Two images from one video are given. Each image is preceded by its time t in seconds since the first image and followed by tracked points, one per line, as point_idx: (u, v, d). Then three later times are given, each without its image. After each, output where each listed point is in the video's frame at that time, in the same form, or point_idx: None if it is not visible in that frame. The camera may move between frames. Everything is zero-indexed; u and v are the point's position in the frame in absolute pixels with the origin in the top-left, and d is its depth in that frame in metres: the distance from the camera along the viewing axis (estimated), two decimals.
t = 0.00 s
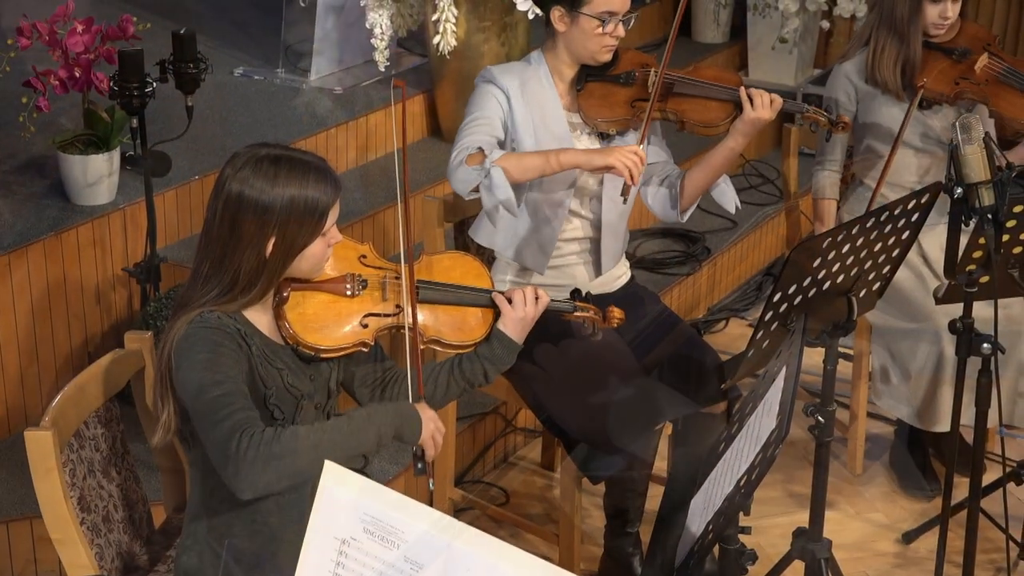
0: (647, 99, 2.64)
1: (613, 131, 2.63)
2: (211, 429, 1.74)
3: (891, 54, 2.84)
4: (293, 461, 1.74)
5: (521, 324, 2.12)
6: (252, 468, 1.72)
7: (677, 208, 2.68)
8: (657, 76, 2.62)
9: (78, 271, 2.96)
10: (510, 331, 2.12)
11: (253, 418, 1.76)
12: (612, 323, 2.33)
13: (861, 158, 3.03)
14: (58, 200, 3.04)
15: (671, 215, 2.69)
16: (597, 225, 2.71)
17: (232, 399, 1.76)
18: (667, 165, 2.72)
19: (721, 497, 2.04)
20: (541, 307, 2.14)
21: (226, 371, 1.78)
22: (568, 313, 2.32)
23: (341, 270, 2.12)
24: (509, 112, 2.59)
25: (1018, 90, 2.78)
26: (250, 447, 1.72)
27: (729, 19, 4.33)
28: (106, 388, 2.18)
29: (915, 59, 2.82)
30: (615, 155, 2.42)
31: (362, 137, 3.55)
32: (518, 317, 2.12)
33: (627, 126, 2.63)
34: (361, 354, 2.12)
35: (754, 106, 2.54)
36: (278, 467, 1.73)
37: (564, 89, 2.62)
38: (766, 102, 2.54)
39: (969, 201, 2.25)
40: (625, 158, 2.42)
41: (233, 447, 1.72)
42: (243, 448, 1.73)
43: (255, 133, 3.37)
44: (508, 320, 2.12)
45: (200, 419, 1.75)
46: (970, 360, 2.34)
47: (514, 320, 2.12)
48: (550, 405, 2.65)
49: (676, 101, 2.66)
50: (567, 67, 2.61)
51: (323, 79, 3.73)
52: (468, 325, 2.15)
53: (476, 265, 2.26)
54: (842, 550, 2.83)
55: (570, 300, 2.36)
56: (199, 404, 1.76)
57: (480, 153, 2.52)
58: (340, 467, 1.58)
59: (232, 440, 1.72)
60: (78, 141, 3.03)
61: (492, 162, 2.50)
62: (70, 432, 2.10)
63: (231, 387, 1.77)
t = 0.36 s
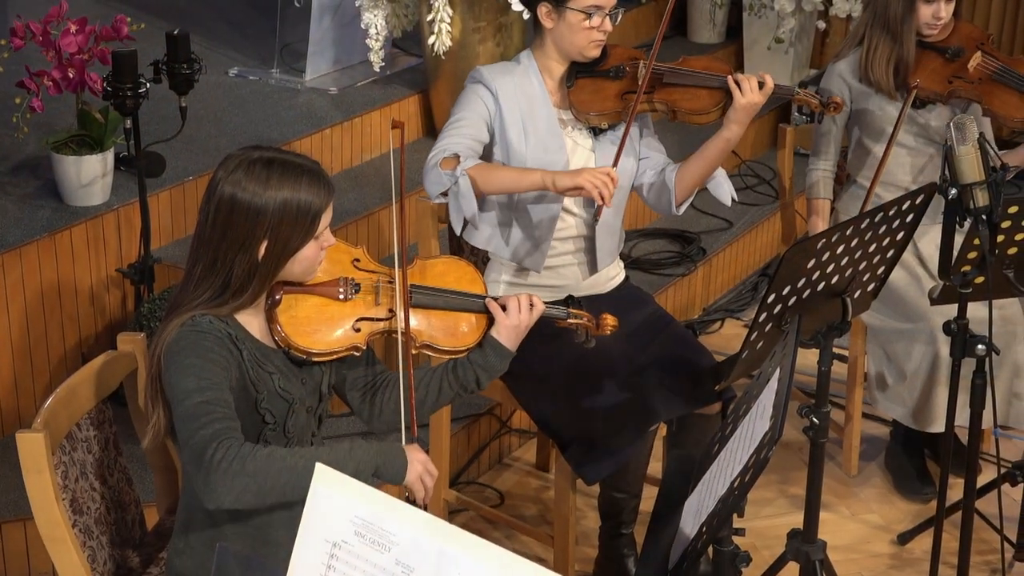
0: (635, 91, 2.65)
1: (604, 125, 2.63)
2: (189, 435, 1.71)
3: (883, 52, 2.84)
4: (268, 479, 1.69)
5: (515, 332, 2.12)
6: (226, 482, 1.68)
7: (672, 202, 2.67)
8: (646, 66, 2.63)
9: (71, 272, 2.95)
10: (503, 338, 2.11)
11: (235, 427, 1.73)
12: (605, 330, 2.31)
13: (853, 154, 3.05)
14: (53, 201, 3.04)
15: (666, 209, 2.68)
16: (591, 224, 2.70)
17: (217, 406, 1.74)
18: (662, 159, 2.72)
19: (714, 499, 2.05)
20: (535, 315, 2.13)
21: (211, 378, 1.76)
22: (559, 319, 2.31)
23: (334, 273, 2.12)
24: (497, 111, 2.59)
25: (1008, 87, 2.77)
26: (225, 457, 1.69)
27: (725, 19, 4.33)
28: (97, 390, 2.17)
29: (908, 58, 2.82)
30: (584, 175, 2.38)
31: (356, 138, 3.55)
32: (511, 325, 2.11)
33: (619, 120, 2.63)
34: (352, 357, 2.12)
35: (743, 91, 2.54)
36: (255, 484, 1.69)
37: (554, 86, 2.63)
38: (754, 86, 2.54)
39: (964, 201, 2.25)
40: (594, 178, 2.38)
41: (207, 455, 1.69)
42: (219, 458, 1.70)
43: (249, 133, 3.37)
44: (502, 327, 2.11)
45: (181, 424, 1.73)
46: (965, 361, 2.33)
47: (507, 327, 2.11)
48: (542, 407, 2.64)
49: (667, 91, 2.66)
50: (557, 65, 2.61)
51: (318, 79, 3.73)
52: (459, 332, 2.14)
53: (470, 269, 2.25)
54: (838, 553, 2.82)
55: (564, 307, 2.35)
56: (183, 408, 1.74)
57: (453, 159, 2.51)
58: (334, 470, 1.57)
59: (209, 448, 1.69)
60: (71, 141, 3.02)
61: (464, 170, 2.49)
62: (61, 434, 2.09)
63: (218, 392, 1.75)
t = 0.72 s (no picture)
0: (627, 90, 2.64)
1: (598, 125, 2.62)
2: (176, 445, 1.70)
3: (876, 53, 2.83)
4: (253, 497, 1.69)
5: (506, 335, 2.12)
6: (212, 493, 1.69)
7: (665, 200, 2.63)
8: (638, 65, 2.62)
9: (63, 276, 2.94)
10: (495, 342, 2.11)
11: (224, 437, 1.73)
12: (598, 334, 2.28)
13: (848, 156, 3.04)
14: (45, 203, 3.03)
15: (659, 210, 2.66)
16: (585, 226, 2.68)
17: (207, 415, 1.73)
18: (654, 159, 2.70)
19: (707, 503, 2.04)
20: (526, 317, 2.13)
21: (200, 387, 1.75)
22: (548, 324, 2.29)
23: (324, 278, 2.10)
24: (489, 115, 2.59)
25: (1001, 90, 2.78)
26: (212, 469, 1.68)
27: (719, 20, 4.33)
28: (88, 393, 2.17)
29: (901, 61, 2.82)
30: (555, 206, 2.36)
31: (350, 139, 3.54)
32: (503, 328, 2.11)
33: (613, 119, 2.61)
34: (344, 361, 2.12)
35: (736, 88, 2.51)
36: (239, 500, 1.69)
37: (546, 87, 2.63)
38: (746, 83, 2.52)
39: (956, 205, 2.23)
40: (566, 207, 2.36)
41: (193, 465, 1.68)
42: (205, 469, 1.69)
43: (242, 134, 3.36)
44: (494, 330, 2.11)
45: (168, 431, 1.72)
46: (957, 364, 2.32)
47: (499, 330, 2.11)
48: (535, 410, 2.64)
49: (660, 90, 2.65)
50: (548, 65, 2.60)
51: (311, 80, 3.72)
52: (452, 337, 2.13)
53: (461, 273, 2.24)
54: (831, 555, 2.81)
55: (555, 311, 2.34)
56: (172, 415, 1.73)
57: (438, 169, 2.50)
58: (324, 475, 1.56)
59: (196, 459, 1.69)
60: (63, 144, 3.01)
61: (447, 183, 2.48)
62: (53, 437, 2.09)
63: (207, 401, 1.74)
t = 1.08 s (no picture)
0: (621, 94, 2.65)
1: (591, 129, 2.61)
2: (165, 457, 1.69)
3: (869, 58, 2.85)
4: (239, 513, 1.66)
5: (497, 341, 2.10)
6: (197, 509, 1.66)
7: (659, 204, 2.63)
8: (631, 69, 2.62)
9: (56, 280, 2.93)
10: (485, 348, 2.10)
11: (212, 451, 1.71)
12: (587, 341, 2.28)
13: (841, 160, 3.06)
14: (37, 207, 3.02)
15: (652, 215, 2.65)
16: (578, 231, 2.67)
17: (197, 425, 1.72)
18: (647, 163, 2.70)
19: (698, 509, 2.03)
20: (516, 323, 2.12)
21: (190, 399, 1.74)
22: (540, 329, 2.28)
23: (314, 283, 2.10)
24: (482, 121, 2.58)
25: (993, 96, 2.77)
26: (199, 483, 1.67)
27: (714, 22, 4.32)
28: (79, 398, 2.16)
29: (893, 66, 2.83)
30: (532, 230, 2.34)
31: (343, 142, 3.53)
32: (493, 334, 2.10)
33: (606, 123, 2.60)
34: (335, 367, 2.11)
35: (730, 93, 2.51)
36: (225, 517, 1.66)
37: (539, 91, 2.62)
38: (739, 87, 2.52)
39: (948, 209, 2.23)
40: (542, 231, 2.33)
41: (182, 479, 1.67)
42: (194, 483, 1.67)
43: (235, 137, 3.36)
44: (484, 336, 2.10)
45: (156, 442, 1.70)
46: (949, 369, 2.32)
47: (488, 336, 2.10)
48: (528, 414, 2.64)
49: (654, 93, 2.65)
50: (542, 68, 2.60)
51: (305, 83, 3.72)
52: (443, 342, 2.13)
53: (453, 278, 2.24)
54: (824, 559, 2.81)
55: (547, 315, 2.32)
56: (160, 426, 1.71)
57: (429, 181, 2.49)
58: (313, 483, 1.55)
59: (184, 472, 1.67)
60: (55, 147, 3.01)
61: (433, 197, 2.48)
62: (43, 443, 2.08)
63: (196, 413, 1.73)
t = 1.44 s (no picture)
0: (615, 98, 2.62)
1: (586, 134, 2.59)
2: (153, 471, 1.67)
3: (862, 66, 2.86)
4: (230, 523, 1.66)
5: (487, 341, 2.08)
6: (183, 525, 1.65)
7: (654, 209, 2.63)
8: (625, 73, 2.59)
9: (48, 284, 2.92)
10: (478, 349, 2.08)
11: (201, 464, 1.70)
12: (581, 340, 2.25)
13: (834, 166, 3.07)
14: (29, 211, 3.02)
15: (646, 220, 2.65)
16: (571, 235, 2.67)
17: (186, 435, 1.71)
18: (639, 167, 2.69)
19: (689, 516, 2.02)
20: (507, 323, 2.10)
21: (178, 409, 1.73)
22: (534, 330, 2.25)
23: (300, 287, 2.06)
24: (475, 125, 2.58)
25: (985, 103, 2.79)
26: (187, 498, 1.65)
27: (708, 24, 4.32)
28: (69, 405, 2.15)
29: (887, 72, 2.84)
30: (508, 251, 2.35)
31: (337, 145, 3.53)
32: (484, 335, 2.08)
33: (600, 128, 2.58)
34: (325, 372, 2.11)
35: (724, 98, 2.49)
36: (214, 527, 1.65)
37: (533, 95, 2.62)
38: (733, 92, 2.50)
39: (940, 214, 2.22)
40: (518, 251, 2.33)
41: (170, 493, 1.66)
42: (182, 497, 1.66)
43: (228, 141, 3.35)
44: (475, 337, 2.08)
45: (145, 455, 1.69)
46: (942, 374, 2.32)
47: (480, 337, 2.08)
48: (521, 418, 2.63)
49: (648, 98, 2.62)
50: (536, 73, 2.59)
51: (299, 86, 3.71)
52: (435, 342, 2.10)
53: (443, 279, 2.21)
54: (819, 563, 2.81)
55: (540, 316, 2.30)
56: (148, 439, 1.70)
57: (419, 191, 2.49)
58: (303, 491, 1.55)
59: (174, 486, 1.66)
60: (47, 151, 3.00)
61: (422, 208, 2.48)
62: (33, 449, 2.07)
63: (184, 425, 1.72)
